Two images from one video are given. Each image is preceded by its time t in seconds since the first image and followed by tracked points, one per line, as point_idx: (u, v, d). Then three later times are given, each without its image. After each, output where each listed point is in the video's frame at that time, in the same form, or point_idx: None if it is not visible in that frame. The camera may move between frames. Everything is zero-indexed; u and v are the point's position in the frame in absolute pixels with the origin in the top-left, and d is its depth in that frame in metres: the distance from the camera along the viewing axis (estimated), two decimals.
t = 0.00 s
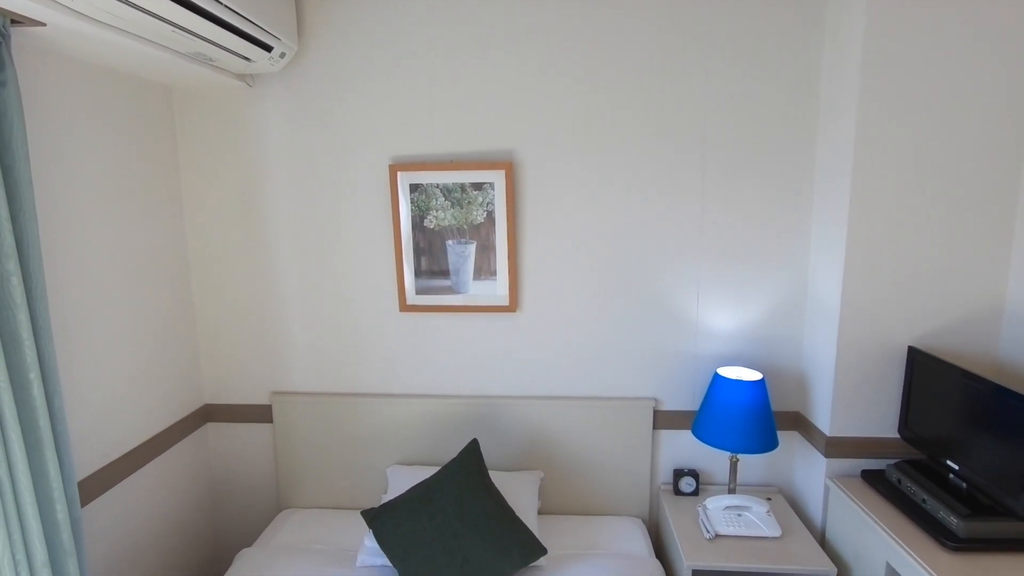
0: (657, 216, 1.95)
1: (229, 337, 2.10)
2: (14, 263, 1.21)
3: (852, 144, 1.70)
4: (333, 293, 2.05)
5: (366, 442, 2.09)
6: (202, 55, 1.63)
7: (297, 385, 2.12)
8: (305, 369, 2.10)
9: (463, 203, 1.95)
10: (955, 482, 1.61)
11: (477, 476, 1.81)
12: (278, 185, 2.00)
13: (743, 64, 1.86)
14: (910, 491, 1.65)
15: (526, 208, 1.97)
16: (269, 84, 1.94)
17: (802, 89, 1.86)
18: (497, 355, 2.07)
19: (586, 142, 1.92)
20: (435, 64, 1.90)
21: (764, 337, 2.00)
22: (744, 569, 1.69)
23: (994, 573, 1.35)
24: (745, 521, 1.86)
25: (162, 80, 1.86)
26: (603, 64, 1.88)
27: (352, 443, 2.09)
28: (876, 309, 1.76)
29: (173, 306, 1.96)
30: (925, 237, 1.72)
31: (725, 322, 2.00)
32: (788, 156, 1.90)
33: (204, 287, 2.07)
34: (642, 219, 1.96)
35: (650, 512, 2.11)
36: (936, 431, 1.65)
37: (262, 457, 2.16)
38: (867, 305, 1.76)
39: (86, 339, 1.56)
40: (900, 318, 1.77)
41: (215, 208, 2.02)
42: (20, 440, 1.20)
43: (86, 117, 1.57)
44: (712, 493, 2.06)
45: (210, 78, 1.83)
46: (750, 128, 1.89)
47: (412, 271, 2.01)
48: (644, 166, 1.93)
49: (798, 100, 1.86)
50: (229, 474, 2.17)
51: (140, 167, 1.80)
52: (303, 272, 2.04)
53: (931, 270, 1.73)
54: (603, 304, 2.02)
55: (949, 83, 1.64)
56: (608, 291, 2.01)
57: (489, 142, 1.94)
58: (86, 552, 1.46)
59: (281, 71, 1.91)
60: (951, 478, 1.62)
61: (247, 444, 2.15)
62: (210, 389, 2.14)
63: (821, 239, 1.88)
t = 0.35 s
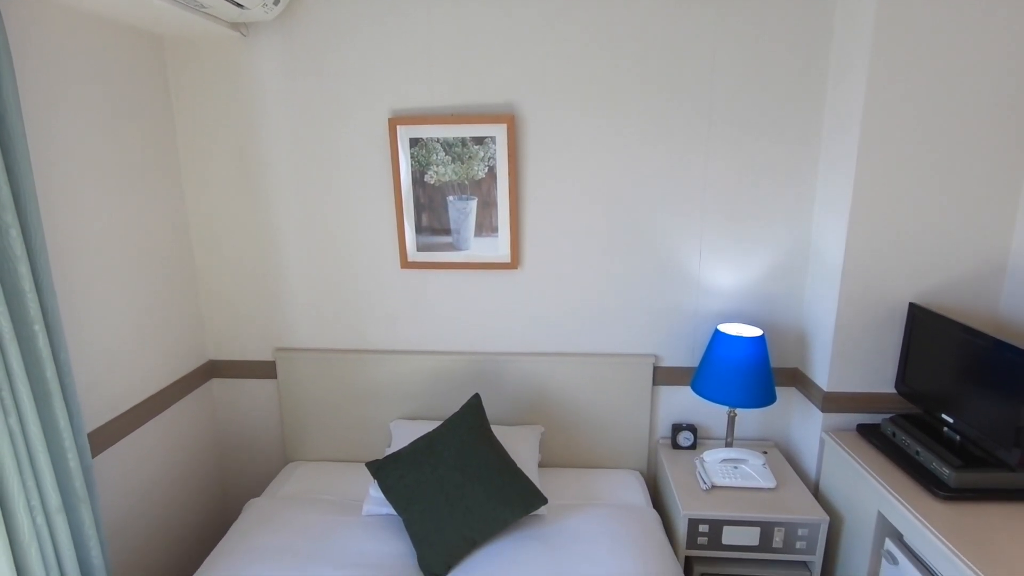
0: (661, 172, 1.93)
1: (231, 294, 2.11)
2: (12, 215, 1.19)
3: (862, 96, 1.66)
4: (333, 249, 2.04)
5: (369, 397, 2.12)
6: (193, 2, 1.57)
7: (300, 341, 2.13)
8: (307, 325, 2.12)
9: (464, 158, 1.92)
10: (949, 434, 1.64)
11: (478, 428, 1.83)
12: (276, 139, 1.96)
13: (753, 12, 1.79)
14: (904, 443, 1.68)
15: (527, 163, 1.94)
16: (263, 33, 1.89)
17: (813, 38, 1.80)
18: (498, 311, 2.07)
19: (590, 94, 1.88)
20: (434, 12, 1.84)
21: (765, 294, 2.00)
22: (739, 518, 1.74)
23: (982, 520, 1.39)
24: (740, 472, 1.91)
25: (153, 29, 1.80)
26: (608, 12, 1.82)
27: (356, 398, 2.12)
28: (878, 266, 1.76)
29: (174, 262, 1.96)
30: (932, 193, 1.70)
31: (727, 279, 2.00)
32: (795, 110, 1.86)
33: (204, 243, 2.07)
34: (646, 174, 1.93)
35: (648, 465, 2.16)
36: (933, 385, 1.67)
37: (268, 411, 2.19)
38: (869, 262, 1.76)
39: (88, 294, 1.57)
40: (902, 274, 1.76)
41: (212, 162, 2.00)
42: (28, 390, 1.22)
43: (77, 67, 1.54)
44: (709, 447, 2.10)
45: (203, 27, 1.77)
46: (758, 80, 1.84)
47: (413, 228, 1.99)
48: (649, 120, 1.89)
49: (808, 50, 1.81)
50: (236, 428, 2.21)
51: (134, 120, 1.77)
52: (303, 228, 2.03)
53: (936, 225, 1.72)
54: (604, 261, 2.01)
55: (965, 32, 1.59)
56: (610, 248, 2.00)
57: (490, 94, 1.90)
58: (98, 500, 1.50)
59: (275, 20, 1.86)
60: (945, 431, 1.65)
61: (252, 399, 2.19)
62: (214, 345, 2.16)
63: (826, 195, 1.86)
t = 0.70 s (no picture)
0: (665, 129, 1.89)
1: (231, 254, 2.10)
2: (6, 170, 1.18)
3: (873, 49, 1.61)
4: (332, 208, 2.02)
5: (371, 357, 2.13)
6: None
7: (302, 301, 2.13)
8: (308, 286, 2.11)
9: (464, 115, 1.89)
10: (947, 392, 1.65)
11: (479, 387, 1.85)
12: (272, 96, 1.92)
13: None
14: (901, 401, 1.69)
15: (529, 120, 1.90)
16: None
17: None
18: (499, 272, 2.07)
19: (593, 49, 1.83)
20: None
21: (768, 254, 1.99)
22: (735, 474, 1.77)
23: (975, 475, 1.42)
24: (738, 430, 1.93)
25: None
26: None
27: (358, 358, 2.14)
28: (883, 225, 1.75)
29: (172, 222, 1.94)
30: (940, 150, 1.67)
31: (729, 240, 1.99)
32: (804, 65, 1.81)
33: (202, 203, 2.05)
34: (649, 132, 1.90)
35: (647, 423, 2.19)
36: (932, 344, 1.68)
37: (271, 371, 2.21)
38: (873, 221, 1.74)
39: (87, 252, 1.56)
40: (907, 233, 1.75)
41: (208, 120, 1.96)
42: (32, 345, 1.22)
43: (65, 18, 1.49)
44: (707, 406, 2.12)
45: None
46: (766, 34, 1.79)
47: (413, 187, 1.97)
48: (653, 75, 1.85)
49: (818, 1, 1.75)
50: (240, 387, 2.24)
51: (126, 75, 1.73)
52: (302, 187, 2.01)
53: (943, 183, 1.69)
54: (606, 221, 1.99)
55: None
56: (611, 207, 1.98)
57: (490, 48, 1.85)
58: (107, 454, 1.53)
59: None
60: (943, 389, 1.67)
61: (255, 359, 2.20)
62: (216, 306, 2.16)
63: (832, 153, 1.83)
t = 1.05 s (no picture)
0: (669, 85, 1.85)
1: (229, 214, 2.08)
2: None
3: None
4: (331, 167, 2.00)
5: (372, 317, 2.14)
6: None
7: (301, 262, 2.13)
8: (307, 246, 2.10)
9: (464, 70, 1.84)
10: (945, 351, 1.66)
11: (480, 346, 1.86)
12: (267, 50, 1.87)
13: None
14: (899, 359, 1.70)
15: (530, 76, 1.86)
16: None
17: None
18: (499, 232, 2.05)
19: None
20: None
21: (771, 214, 1.97)
22: (733, 432, 1.80)
23: (970, 430, 1.43)
24: (736, 389, 1.94)
25: None
26: None
27: (359, 319, 2.14)
28: (888, 184, 1.72)
29: (169, 181, 1.92)
30: (950, 105, 1.63)
31: (732, 199, 1.96)
32: (814, 16, 1.75)
33: (199, 162, 2.02)
34: (653, 88, 1.85)
35: (646, 383, 2.21)
36: (933, 303, 1.68)
37: (273, 332, 2.22)
38: (879, 179, 1.72)
39: (84, 209, 1.55)
40: (912, 192, 1.73)
41: (202, 75, 1.91)
42: (32, 302, 1.22)
43: None
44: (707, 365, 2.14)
45: None
46: None
47: (412, 145, 1.94)
48: (658, 27, 1.79)
49: None
50: (242, 348, 2.25)
51: (116, 26, 1.68)
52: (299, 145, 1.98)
53: (952, 140, 1.66)
54: (608, 180, 1.97)
55: None
56: (614, 166, 1.95)
57: None
58: (112, 411, 1.55)
59: None
60: (941, 348, 1.67)
61: (257, 319, 2.21)
62: (216, 266, 2.15)
63: (840, 110, 1.79)
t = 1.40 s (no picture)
0: (675, 39, 1.79)
1: (226, 175, 2.05)
2: None
3: None
4: (328, 126, 1.96)
5: (373, 280, 2.13)
6: None
7: (300, 224, 2.11)
8: (306, 208, 2.08)
9: (463, 24, 1.79)
10: (946, 311, 1.66)
11: (481, 307, 1.86)
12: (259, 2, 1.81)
13: None
14: (900, 320, 1.71)
15: (531, 30, 1.81)
16: None
17: None
18: (500, 193, 2.03)
19: None
20: None
21: (775, 174, 1.95)
22: (732, 391, 1.82)
23: (967, 389, 1.45)
24: (736, 350, 1.95)
25: None
26: None
27: (360, 281, 2.14)
28: (896, 142, 1.69)
29: (164, 141, 1.89)
30: (963, 60, 1.58)
31: (736, 159, 1.93)
32: None
33: (194, 121, 1.98)
34: (658, 42, 1.80)
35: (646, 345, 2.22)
36: (936, 264, 1.67)
37: (273, 294, 2.22)
38: (887, 138, 1.69)
39: (78, 169, 1.52)
40: (920, 151, 1.70)
41: (194, 30, 1.86)
42: (30, 259, 1.22)
43: None
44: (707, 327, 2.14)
45: None
46: None
47: (410, 103, 1.90)
48: None
49: None
50: (243, 310, 2.26)
51: None
52: (295, 103, 1.93)
53: (963, 97, 1.62)
54: (611, 139, 1.93)
55: None
56: (616, 125, 1.91)
57: None
58: (116, 370, 1.56)
59: None
60: (943, 309, 1.67)
61: (257, 282, 2.21)
62: (214, 228, 2.14)
63: (850, 65, 1.74)
